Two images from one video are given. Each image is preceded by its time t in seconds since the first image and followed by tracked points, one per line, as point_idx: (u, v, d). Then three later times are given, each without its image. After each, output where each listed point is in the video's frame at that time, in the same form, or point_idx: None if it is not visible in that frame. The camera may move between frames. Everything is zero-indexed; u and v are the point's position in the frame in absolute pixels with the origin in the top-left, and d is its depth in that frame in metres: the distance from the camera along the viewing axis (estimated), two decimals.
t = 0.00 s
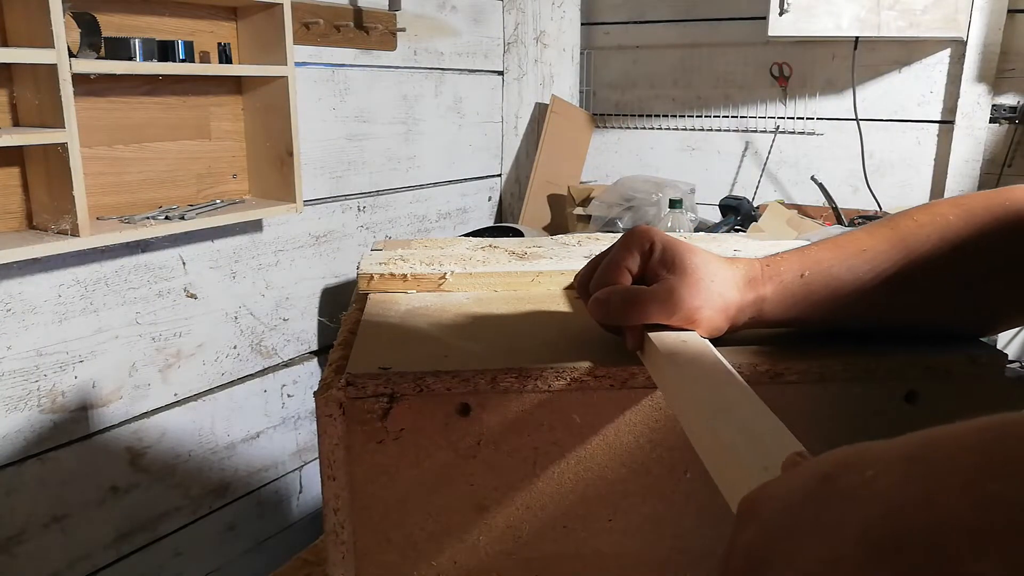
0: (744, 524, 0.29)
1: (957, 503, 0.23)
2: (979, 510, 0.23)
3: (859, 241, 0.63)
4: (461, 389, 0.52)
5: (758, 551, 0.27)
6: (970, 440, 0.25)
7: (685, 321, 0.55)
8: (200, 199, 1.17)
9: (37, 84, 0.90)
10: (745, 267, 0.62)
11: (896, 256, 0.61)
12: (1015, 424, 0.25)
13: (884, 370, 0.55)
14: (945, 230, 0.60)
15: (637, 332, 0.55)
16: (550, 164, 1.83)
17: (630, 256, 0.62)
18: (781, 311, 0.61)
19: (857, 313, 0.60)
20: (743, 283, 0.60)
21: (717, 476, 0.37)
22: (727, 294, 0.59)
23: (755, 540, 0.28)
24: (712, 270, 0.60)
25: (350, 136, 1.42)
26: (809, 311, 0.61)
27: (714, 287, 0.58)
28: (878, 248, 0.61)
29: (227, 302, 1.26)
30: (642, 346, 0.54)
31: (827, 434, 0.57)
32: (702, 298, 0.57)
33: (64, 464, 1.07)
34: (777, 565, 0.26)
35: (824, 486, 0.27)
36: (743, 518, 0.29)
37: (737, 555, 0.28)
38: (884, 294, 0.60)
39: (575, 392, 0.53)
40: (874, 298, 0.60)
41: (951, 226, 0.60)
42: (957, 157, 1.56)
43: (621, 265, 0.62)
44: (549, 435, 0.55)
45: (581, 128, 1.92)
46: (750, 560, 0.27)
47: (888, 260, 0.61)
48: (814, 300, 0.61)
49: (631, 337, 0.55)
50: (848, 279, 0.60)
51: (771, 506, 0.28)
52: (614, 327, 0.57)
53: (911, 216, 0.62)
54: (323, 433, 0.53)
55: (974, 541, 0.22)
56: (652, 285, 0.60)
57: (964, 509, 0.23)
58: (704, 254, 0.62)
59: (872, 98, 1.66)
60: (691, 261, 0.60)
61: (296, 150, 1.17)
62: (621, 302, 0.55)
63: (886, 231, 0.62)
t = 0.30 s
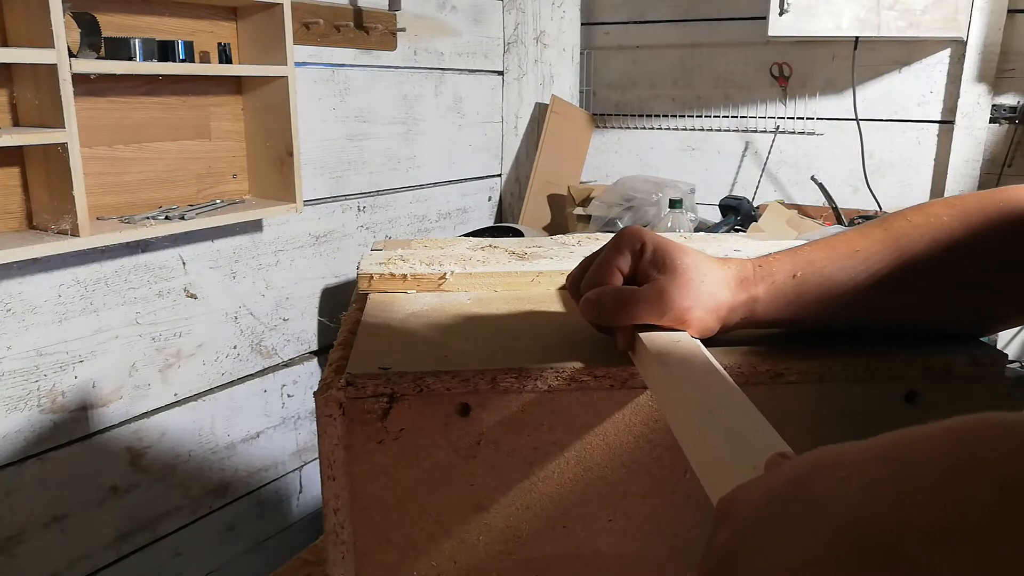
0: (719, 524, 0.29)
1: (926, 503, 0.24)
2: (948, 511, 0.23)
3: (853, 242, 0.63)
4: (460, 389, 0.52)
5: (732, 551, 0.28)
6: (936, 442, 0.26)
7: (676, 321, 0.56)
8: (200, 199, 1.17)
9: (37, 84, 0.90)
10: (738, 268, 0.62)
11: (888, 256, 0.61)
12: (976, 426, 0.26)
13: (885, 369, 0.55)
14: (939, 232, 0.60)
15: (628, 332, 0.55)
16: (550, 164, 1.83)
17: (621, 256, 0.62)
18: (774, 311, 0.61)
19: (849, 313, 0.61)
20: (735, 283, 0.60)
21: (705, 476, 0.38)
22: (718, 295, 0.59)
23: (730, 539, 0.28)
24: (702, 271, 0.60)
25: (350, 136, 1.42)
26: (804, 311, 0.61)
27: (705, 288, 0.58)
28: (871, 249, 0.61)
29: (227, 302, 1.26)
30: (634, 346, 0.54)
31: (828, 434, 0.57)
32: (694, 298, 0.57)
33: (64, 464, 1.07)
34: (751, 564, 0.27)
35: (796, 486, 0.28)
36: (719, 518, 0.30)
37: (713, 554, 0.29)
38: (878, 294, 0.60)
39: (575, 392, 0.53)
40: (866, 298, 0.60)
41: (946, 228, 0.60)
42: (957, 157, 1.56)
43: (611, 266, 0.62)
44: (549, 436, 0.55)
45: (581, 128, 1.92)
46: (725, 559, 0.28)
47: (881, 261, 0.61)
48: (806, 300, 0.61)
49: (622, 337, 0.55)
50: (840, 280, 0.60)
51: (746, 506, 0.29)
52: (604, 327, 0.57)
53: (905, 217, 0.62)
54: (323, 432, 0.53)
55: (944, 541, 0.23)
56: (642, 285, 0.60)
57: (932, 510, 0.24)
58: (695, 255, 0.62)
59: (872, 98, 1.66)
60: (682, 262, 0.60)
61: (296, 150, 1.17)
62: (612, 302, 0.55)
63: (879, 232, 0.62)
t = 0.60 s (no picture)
0: (703, 526, 0.30)
1: (910, 502, 0.24)
2: (930, 511, 0.24)
3: (847, 242, 0.63)
4: (460, 389, 0.52)
5: (715, 551, 0.28)
6: (921, 441, 0.26)
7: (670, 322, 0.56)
8: (200, 199, 1.17)
9: (37, 84, 0.90)
10: (731, 268, 0.62)
11: (883, 256, 0.61)
12: (958, 424, 0.26)
13: (885, 369, 0.55)
14: (933, 231, 0.61)
15: (621, 332, 0.55)
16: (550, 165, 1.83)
17: (614, 256, 0.62)
18: (768, 310, 0.61)
19: (845, 313, 0.60)
20: (729, 283, 0.60)
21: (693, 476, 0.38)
22: (713, 295, 0.59)
23: (712, 540, 0.29)
24: (697, 271, 0.60)
25: (350, 136, 1.42)
26: (800, 312, 0.61)
27: (700, 288, 0.59)
28: (865, 249, 0.62)
29: (227, 302, 1.26)
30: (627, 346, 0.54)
31: (828, 434, 0.57)
32: (687, 298, 0.57)
33: (64, 464, 1.07)
34: (734, 566, 0.27)
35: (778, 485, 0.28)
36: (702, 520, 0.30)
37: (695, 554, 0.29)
38: (875, 294, 0.60)
39: (575, 392, 0.53)
40: (862, 298, 0.60)
41: (939, 227, 0.60)
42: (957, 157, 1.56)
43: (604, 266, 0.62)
44: (549, 436, 0.55)
45: (581, 128, 1.92)
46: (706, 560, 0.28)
47: (875, 261, 0.61)
48: (801, 299, 0.61)
49: (615, 337, 0.55)
50: (835, 280, 0.60)
51: (728, 508, 0.29)
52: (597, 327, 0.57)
53: (900, 217, 0.63)
54: (323, 432, 0.53)
55: (926, 541, 0.23)
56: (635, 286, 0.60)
57: (914, 509, 0.24)
58: (690, 255, 0.62)
59: (872, 98, 1.66)
60: (676, 263, 0.60)
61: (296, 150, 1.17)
62: (606, 302, 0.55)
63: (874, 232, 0.63)
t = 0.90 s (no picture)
0: (697, 527, 0.30)
1: (900, 503, 0.24)
2: (919, 511, 0.24)
3: (844, 242, 0.63)
4: (460, 389, 0.52)
5: (709, 552, 0.28)
6: (910, 441, 0.26)
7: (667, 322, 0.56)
8: (200, 199, 1.17)
9: (37, 85, 0.90)
10: (728, 268, 0.62)
11: (881, 256, 0.61)
12: (950, 424, 0.26)
13: (884, 368, 0.55)
14: (931, 231, 0.61)
15: (618, 332, 0.55)
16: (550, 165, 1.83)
17: (611, 256, 0.62)
18: (764, 310, 0.61)
19: (843, 313, 0.60)
20: (726, 283, 0.60)
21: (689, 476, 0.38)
22: (710, 295, 0.59)
23: (706, 541, 0.29)
24: (694, 271, 0.60)
25: (350, 136, 1.42)
26: (798, 312, 0.61)
27: (697, 288, 0.59)
28: (863, 248, 0.62)
29: (227, 302, 1.26)
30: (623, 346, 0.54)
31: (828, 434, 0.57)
32: (684, 299, 0.57)
33: (64, 464, 1.07)
34: (726, 567, 0.27)
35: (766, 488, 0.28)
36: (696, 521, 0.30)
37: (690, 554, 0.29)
38: (873, 294, 0.60)
39: (575, 392, 0.53)
40: (859, 298, 0.60)
41: (937, 227, 0.60)
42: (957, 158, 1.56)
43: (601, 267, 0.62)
44: (549, 436, 0.55)
45: (581, 128, 1.92)
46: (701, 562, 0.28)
47: (872, 261, 0.61)
48: (797, 299, 0.61)
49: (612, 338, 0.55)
50: (832, 279, 0.60)
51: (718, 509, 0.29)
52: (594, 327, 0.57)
53: (897, 217, 0.63)
54: (323, 433, 0.53)
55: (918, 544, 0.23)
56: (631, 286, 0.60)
57: (902, 510, 0.24)
58: (687, 255, 0.62)
59: (871, 98, 1.66)
60: (672, 263, 0.60)
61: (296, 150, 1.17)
62: (603, 302, 0.55)
63: (872, 232, 0.63)
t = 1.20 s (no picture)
0: (691, 528, 0.30)
1: (895, 505, 0.24)
2: (914, 512, 0.24)
3: (842, 241, 0.63)
4: (459, 389, 0.52)
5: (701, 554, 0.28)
6: (903, 445, 0.26)
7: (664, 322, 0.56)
8: (200, 199, 1.17)
9: (37, 85, 0.90)
10: (725, 268, 0.62)
11: (879, 256, 0.61)
12: (942, 428, 0.26)
13: (885, 369, 0.55)
14: (928, 231, 0.60)
15: (615, 333, 0.55)
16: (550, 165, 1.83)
17: (607, 256, 0.62)
18: (761, 310, 0.61)
19: (840, 313, 0.60)
20: (723, 284, 0.60)
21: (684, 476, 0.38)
22: (706, 295, 0.59)
23: (698, 543, 0.28)
24: (692, 271, 0.60)
25: (350, 136, 1.42)
26: (796, 312, 0.61)
27: (694, 289, 0.59)
28: (859, 248, 0.62)
29: (227, 302, 1.26)
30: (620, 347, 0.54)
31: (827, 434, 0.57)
32: (681, 299, 0.57)
33: (64, 464, 1.07)
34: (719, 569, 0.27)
35: (766, 488, 0.28)
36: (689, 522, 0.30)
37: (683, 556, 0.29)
38: (871, 294, 0.60)
39: (575, 392, 0.53)
40: (857, 298, 0.60)
41: (935, 227, 0.60)
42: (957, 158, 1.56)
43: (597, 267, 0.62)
44: (548, 435, 0.55)
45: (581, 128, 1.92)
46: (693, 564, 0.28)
47: (868, 261, 0.61)
48: (794, 299, 0.61)
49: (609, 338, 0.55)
50: (829, 279, 0.60)
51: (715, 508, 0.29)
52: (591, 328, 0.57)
53: (895, 217, 0.63)
54: (322, 432, 0.53)
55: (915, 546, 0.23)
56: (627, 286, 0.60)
57: (900, 510, 0.24)
58: (684, 255, 0.62)
59: (871, 98, 1.66)
60: (669, 263, 0.60)
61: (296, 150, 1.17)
62: (600, 302, 0.55)
63: (869, 232, 0.63)
